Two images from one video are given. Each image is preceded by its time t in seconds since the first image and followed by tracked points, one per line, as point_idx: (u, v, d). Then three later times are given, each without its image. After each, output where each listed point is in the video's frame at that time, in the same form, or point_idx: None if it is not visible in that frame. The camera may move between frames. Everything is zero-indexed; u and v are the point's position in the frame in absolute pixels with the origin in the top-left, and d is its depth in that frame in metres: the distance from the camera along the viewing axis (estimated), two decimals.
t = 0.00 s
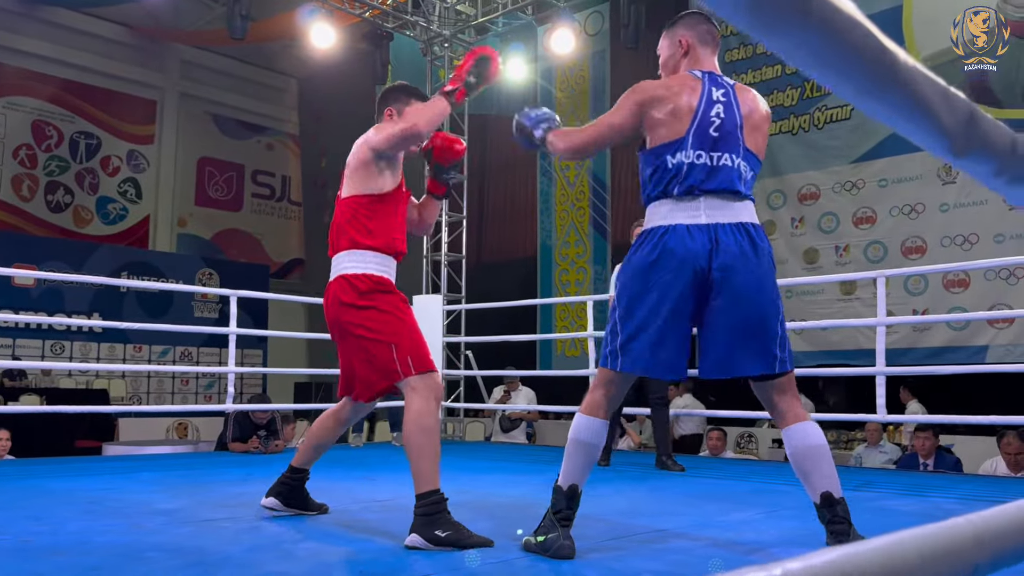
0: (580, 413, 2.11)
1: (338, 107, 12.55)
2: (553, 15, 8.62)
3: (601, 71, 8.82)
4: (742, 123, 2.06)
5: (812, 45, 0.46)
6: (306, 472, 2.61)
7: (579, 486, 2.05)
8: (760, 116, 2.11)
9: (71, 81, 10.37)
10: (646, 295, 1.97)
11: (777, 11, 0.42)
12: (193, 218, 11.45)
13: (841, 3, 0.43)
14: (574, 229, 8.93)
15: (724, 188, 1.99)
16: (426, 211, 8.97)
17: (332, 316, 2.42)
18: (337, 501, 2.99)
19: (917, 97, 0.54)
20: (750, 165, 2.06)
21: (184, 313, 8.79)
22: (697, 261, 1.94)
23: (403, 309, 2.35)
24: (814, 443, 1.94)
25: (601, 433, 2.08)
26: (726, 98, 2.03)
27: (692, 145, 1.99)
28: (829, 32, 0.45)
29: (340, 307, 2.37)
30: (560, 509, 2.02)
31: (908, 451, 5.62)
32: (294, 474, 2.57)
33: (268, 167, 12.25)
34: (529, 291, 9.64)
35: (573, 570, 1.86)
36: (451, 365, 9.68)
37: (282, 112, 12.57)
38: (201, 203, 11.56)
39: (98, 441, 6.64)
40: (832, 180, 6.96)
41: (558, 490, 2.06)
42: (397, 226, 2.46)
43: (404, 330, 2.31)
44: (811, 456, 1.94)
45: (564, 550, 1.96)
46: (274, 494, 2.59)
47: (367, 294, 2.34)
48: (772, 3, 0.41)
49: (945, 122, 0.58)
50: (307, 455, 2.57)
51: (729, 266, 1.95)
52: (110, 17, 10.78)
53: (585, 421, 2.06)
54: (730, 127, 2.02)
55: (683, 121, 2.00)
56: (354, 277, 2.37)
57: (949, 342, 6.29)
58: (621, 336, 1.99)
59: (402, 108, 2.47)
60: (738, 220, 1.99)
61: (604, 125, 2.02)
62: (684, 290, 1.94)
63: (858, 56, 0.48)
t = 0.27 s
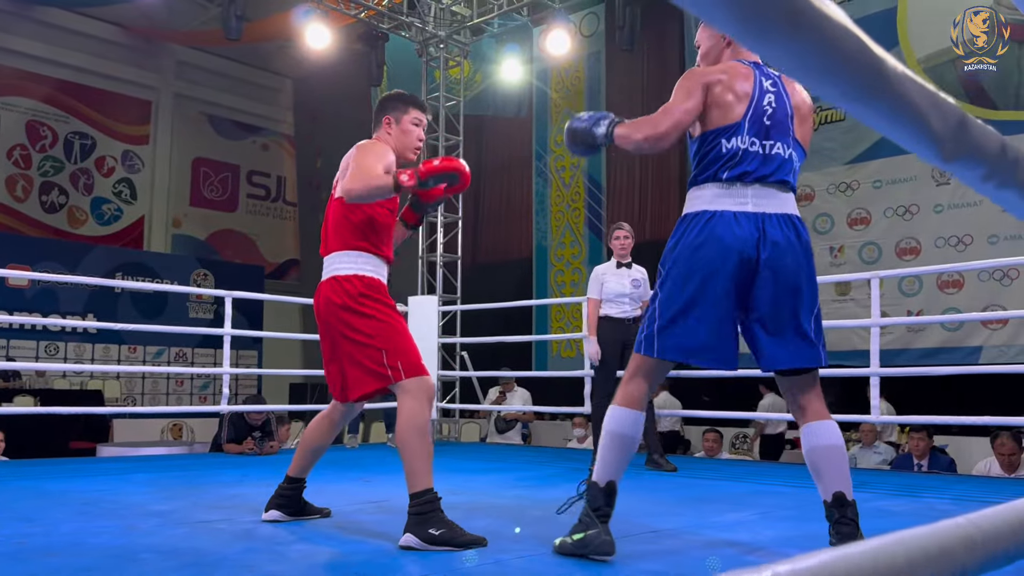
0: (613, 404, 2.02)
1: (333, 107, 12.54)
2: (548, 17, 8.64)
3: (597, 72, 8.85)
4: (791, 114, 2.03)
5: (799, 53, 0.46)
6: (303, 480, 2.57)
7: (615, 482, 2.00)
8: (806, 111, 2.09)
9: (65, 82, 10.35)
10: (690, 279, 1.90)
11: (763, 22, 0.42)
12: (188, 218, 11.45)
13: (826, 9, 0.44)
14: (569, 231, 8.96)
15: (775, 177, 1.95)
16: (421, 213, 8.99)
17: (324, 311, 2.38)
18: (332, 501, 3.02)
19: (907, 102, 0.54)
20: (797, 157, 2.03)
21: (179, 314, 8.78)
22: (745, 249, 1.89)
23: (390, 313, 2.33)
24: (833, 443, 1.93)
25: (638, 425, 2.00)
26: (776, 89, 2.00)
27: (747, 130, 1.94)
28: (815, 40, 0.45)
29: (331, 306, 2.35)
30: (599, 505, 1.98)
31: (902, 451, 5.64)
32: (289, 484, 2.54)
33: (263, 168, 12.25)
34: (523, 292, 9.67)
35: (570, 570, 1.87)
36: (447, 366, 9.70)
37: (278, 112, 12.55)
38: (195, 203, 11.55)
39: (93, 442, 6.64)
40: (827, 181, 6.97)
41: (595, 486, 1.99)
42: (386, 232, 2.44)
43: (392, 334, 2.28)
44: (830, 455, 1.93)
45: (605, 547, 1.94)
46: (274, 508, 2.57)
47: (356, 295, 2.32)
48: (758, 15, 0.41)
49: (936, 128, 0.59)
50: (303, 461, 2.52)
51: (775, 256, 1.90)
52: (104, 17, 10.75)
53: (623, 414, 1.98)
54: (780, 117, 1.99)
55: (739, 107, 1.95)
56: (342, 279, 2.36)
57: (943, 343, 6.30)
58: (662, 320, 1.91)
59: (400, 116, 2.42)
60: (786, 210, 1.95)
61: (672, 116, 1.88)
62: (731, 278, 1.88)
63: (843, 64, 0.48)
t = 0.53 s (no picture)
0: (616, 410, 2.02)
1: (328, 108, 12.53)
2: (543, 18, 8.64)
3: (592, 73, 8.86)
4: (782, 112, 2.02)
5: (793, 63, 0.47)
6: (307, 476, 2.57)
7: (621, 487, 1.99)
8: (796, 110, 2.08)
9: (60, 82, 10.32)
10: (688, 285, 1.91)
11: (757, 32, 0.43)
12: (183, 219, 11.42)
13: (818, 15, 0.44)
14: (565, 231, 8.96)
15: (768, 180, 1.95)
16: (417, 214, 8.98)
17: (341, 305, 2.36)
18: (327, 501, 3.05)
19: (899, 109, 0.55)
20: (790, 156, 2.03)
21: (173, 316, 8.75)
22: (741, 252, 1.89)
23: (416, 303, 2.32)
24: (827, 446, 1.93)
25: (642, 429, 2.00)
26: (768, 88, 1.98)
27: (740, 135, 1.94)
28: (809, 48, 0.45)
29: (351, 294, 2.33)
30: (608, 513, 1.96)
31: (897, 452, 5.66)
32: (294, 477, 2.54)
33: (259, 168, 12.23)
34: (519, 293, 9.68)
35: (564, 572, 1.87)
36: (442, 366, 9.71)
37: (273, 113, 12.53)
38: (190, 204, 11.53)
39: (88, 443, 6.62)
40: (821, 182, 6.99)
41: (603, 493, 1.99)
42: (404, 217, 2.43)
43: (409, 327, 2.26)
44: (825, 459, 1.92)
45: (617, 556, 1.90)
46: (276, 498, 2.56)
47: (376, 286, 2.30)
48: (752, 25, 0.42)
49: (928, 134, 0.59)
50: (307, 455, 2.54)
51: (772, 257, 1.90)
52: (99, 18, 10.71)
53: (626, 418, 1.98)
54: (772, 117, 1.97)
55: (729, 111, 1.94)
56: (361, 267, 2.34)
57: (937, 344, 6.32)
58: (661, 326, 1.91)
59: (411, 90, 2.41)
60: (782, 212, 1.95)
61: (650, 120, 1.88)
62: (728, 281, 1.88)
63: (837, 73, 0.49)
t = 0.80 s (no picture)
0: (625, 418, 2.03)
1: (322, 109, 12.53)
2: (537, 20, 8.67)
3: (586, 75, 8.88)
4: (775, 122, 2.00)
5: (779, 77, 0.48)
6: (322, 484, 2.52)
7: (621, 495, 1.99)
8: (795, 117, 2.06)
9: (54, 82, 10.29)
10: (700, 299, 1.90)
11: (745, 48, 0.43)
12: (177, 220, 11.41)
13: (802, 28, 0.45)
14: (559, 233, 8.98)
15: (768, 191, 1.93)
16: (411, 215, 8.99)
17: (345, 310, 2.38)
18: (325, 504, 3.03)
19: (886, 120, 0.55)
20: (791, 163, 2.00)
21: (166, 317, 8.74)
22: (752, 265, 1.88)
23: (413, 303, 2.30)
24: (879, 442, 1.93)
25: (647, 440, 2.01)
26: (754, 101, 1.98)
27: (728, 149, 1.94)
28: (795, 62, 0.46)
29: (353, 294, 2.34)
30: (602, 519, 1.97)
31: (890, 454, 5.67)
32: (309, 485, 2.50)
33: (253, 169, 12.22)
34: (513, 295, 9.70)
35: None
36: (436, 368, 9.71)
37: (267, 114, 12.51)
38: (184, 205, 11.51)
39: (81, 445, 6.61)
40: (815, 185, 7.01)
41: (599, 499, 2.00)
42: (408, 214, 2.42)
43: (410, 325, 2.25)
44: (880, 455, 1.93)
45: (607, 561, 1.91)
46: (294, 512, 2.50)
47: (377, 286, 2.31)
48: (737, 39, 0.43)
49: (915, 144, 0.60)
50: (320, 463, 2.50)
51: (785, 268, 1.88)
52: (93, 18, 10.69)
53: (631, 427, 1.98)
54: (762, 128, 1.96)
55: (715, 125, 1.94)
56: (361, 267, 2.34)
57: (930, 346, 6.34)
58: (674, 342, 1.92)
59: (413, 95, 2.40)
60: (792, 221, 1.93)
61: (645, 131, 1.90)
62: (740, 294, 1.88)
63: (824, 86, 0.49)
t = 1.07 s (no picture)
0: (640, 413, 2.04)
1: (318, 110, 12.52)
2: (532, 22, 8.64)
3: (581, 75, 8.86)
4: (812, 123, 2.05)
5: (777, 82, 0.48)
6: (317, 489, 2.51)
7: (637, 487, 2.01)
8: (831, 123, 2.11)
9: (47, 83, 10.25)
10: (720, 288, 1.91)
11: (742, 55, 0.44)
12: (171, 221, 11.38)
13: (799, 32, 0.45)
14: (554, 234, 8.97)
15: (801, 185, 1.96)
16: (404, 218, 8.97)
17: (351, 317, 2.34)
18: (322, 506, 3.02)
19: (883, 125, 0.56)
20: (823, 164, 2.04)
21: (160, 318, 8.71)
22: (776, 256, 1.89)
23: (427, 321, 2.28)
24: (887, 448, 1.90)
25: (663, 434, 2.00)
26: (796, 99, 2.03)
27: (770, 138, 1.96)
28: (793, 66, 0.46)
29: (367, 305, 2.29)
30: (623, 511, 1.98)
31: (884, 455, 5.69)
32: (304, 491, 2.49)
33: (246, 170, 12.20)
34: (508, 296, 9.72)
35: None
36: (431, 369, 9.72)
37: (261, 115, 12.49)
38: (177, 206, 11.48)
39: (75, 448, 6.58)
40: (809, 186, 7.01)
41: (620, 492, 2.00)
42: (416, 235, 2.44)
43: (427, 339, 2.22)
44: (888, 462, 1.89)
45: (627, 552, 1.94)
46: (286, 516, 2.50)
47: (390, 300, 2.28)
48: (735, 44, 0.43)
49: (912, 148, 0.60)
50: (318, 469, 2.50)
51: (807, 263, 1.89)
52: (85, 18, 10.64)
53: (650, 432, 1.97)
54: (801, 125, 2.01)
55: (758, 119, 1.98)
56: (376, 281, 2.32)
57: (924, 347, 6.36)
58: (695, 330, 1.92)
59: (436, 112, 2.39)
60: (816, 217, 1.95)
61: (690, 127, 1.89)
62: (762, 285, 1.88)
63: (823, 92, 0.50)
